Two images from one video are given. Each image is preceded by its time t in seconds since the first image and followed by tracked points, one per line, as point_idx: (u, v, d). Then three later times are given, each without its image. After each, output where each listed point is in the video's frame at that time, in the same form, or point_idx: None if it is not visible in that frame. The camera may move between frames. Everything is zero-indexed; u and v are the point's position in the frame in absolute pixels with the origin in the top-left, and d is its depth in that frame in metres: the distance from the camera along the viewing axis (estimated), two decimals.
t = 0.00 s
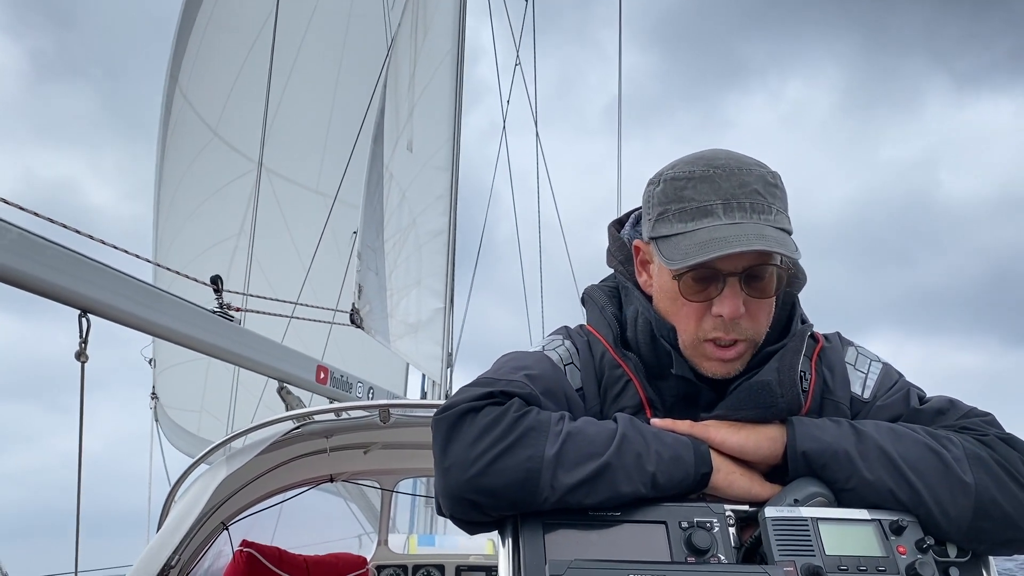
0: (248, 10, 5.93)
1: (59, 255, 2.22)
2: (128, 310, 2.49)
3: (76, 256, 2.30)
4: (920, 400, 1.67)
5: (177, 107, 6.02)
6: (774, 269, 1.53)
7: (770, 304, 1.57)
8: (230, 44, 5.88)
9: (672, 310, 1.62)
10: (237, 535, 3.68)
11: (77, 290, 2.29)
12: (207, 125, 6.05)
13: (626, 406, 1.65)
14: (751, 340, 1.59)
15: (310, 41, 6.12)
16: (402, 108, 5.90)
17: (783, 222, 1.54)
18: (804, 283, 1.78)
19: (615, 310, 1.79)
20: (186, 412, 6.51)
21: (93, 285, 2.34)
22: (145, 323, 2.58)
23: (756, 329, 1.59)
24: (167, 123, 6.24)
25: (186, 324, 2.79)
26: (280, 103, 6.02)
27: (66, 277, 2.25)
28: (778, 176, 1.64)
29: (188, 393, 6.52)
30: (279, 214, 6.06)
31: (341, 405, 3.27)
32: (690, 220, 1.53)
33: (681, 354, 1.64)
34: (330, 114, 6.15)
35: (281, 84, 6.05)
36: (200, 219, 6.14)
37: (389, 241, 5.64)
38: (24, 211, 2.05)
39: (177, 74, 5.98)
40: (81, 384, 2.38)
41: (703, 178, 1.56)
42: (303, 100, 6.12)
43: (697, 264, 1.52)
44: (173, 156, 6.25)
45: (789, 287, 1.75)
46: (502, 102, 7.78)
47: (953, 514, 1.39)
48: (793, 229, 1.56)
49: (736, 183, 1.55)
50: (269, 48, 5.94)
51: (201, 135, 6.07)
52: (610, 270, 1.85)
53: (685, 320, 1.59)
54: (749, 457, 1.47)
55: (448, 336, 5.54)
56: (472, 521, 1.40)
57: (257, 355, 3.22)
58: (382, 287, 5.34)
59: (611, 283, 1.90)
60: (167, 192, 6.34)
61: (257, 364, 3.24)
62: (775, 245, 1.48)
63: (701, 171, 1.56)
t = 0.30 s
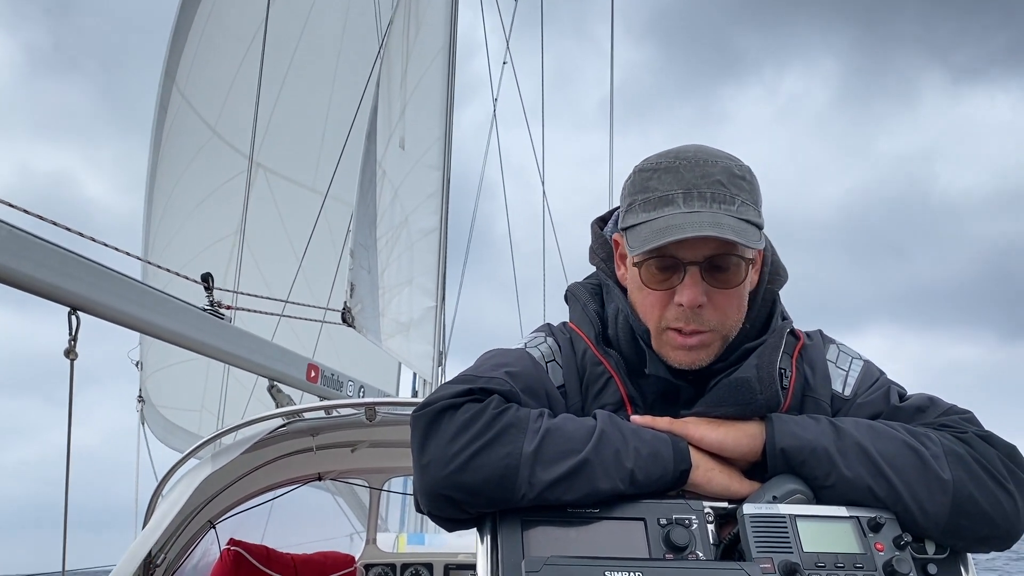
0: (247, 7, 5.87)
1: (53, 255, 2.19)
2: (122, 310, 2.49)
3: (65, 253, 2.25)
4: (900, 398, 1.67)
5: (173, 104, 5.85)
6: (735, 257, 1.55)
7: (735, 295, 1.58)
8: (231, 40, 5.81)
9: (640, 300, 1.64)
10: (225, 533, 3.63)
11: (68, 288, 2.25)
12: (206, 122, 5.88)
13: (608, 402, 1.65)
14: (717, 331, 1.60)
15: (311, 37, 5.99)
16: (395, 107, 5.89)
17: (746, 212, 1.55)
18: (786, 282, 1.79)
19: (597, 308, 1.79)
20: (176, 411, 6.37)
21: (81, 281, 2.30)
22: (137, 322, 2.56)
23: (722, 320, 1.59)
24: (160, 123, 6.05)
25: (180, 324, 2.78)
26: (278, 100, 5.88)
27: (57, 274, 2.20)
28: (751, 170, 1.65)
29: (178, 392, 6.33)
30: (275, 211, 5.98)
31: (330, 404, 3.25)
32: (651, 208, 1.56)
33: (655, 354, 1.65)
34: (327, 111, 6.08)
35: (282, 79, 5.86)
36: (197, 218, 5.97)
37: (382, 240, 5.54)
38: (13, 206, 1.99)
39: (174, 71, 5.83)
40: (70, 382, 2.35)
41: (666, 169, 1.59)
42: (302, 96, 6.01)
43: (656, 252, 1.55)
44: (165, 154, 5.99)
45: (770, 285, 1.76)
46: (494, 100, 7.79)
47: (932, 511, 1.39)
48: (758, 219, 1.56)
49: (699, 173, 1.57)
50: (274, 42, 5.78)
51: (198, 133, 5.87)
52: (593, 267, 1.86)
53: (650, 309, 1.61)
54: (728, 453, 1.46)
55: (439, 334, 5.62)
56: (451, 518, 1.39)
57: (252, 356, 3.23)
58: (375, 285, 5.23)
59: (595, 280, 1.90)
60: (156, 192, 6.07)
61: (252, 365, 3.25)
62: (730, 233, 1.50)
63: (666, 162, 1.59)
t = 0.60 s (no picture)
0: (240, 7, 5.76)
1: (38, 256, 2.17)
2: (109, 310, 2.47)
3: (51, 255, 2.23)
4: (889, 389, 1.68)
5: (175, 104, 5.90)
6: (717, 249, 1.56)
7: (720, 288, 1.59)
8: (228, 40, 5.76)
9: (625, 294, 1.66)
10: (219, 534, 3.62)
11: (54, 289, 2.22)
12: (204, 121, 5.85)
13: (599, 397, 1.66)
14: (701, 323, 1.61)
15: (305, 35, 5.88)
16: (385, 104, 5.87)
17: (727, 204, 1.55)
18: (774, 275, 1.79)
19: (587, 303, 1.79)
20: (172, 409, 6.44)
21: (67, 281, 2.27)
22: (122, 322, 2.54)
23: (706, 312, 1.60)
24: (162, 121, 6.11)
25: (166, 323, 2.76)
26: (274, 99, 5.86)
27: (42, 275, 2.18)
28: (734, 162, 1.65)
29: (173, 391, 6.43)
30: (270, 206, 5.97)
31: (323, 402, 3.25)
32: (633, 203, 1.56)
33: (644, 348, 1.65)
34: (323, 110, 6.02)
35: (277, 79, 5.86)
36: (193, 216, 6.00)
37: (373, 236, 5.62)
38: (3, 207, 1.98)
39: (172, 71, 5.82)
40: (58, 383, 2.34)
41: (647, 163, 1.60)
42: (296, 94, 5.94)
43: (638, 246, 1.56)
44: (170, 151, 6.07)
45: (758, 278, 1.76)
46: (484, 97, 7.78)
47: (922, 501, 1.40)
48: (740, 211, 1.57)
49: (680, 167, 1.58)
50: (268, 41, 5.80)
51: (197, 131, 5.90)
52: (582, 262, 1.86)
53: (635, 303, 1.62)
54: (719, 446, 1.47)
55: (431, 331, 5.58)
56: (443, 515, 1.39)
57: (243, 355, 3.22)
58: (367, 283, 5.22)
59: (584, 275, 1.90)
60: (161, 189, 6.16)
61: (243, 364, 3.24)
62: (711, 226, 1.51)
63: (647, 157, 1.60)
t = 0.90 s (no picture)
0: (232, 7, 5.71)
1: (32, 254, 2.15)
2: (105, 308, 2.45)
3: (45, 255, 2.20)
4: (891, 370, 1.69)
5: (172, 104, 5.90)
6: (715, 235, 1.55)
7: (718, 273, 1.59)
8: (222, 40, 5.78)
9: (624, 281, 1.65)
10: (221, 530, 3.61)
11: (49, 288, 2.20)
12: (197, 118, 5.84)
13: (602, 384, 1.65)
14: (701, 309, 1.60)
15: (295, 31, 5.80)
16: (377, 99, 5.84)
17: (725, 190, 1.55)
18: (775, 259, 1.79)
19: (588, 290, 1.79)
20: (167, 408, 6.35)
21: (62, 280, 2.25)
22: (118, 320, 2.51)
23: (705, 298, 1.60)
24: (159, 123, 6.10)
25: (164, 322, 2.75)
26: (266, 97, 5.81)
27: (38, 275, 2.16)
28: (733, 148, 1.65)
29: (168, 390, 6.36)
30: (263, 202, 5.86)
31: (323, 396, 3.24)
32: (630, 189, 1.56)
33: (644, 335, 1.65)
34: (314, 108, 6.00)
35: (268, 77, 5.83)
36: (187, 214, 5.91)
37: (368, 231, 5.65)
38: None
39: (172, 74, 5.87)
40: (56, 381, 2.32)
41: (645, 150, 1.60)
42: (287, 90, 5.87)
43: (636, 233, 1.55)
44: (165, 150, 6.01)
45: (759, 262, 1.76)
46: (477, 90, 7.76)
47: (928, 481, 1.40)
48: (738, 197, 1.56)
49: (677, 152, 1.57)
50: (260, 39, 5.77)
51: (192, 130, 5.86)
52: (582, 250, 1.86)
53: (634, 290, 1.62)
54: (724, 431, 1.47)
55: (428, 324, 5.58)
56: (451, 504, 1.39)
57: (245, 352, 3.24)
58: (362, 277, 5.21)
59: (584, 263, 1.90)
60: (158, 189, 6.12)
61: (241, 361, 3.22)
62: (708, 212, 1.50)
63: (645, 143, 1.59)
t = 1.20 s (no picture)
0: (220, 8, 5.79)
1: (26, 257, 2.15)
2: (101, 309, 2.45)
3: (35, 254, 2.19)
4: (891, 354, 1.70)
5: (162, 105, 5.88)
6: (713, 224, 1.55)
7: (716, 262, 1.60)
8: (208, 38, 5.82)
9: (623, 272, 1.66)
10: (228, 526, 3.64)
11: (40, 289, 2.19)
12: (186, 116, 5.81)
13: (604, 373, 1.66)
14: (699, 298, 1.61)
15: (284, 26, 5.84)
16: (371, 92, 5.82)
17: (722, 179, 1.55)
18: (773, 246, 1.80)
19: (587, 280, 1.79)
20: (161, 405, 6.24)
21: (54, 280, 2.24)
22: (112, 320, 2.50)
23: (703, 287, 1.61)
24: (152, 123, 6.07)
25: (160, 320, 2.73)
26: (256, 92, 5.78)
27: (29, 275, 2.15)
28: (729, 136, 1.65)
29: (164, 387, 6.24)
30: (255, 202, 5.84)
31: (324, 391, 3.25)
32: (627, 180, 1.56)
33: (642, 324, 1.65)
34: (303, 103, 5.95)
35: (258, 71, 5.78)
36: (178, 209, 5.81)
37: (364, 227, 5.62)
38: None
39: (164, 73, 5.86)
40: (54, 383, 2.32)
41: (642, 139, 1.60)
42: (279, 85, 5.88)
43: (634, 224, 1.56)
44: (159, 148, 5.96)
45: (757, 249, 1.77)
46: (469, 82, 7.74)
47: (930, 463, 1.41)
48: (735, 186, 1.57)
49: (674, 142, 1.57)
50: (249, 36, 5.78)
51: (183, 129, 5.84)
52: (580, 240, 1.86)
53: (633, 279, 1.63)
54: (728, 418, 1.48)
55: (427, 318, 5.61)
56: (458, 497, 1.40)
57: (241, 347, 3.21)
58: (359, 271, 5.20)
59: (582, 254, 1.91)
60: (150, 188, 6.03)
61: (240, 357, 3.22)
62: (705, 202, 1.51)
63: (642, 133, 1.60)
